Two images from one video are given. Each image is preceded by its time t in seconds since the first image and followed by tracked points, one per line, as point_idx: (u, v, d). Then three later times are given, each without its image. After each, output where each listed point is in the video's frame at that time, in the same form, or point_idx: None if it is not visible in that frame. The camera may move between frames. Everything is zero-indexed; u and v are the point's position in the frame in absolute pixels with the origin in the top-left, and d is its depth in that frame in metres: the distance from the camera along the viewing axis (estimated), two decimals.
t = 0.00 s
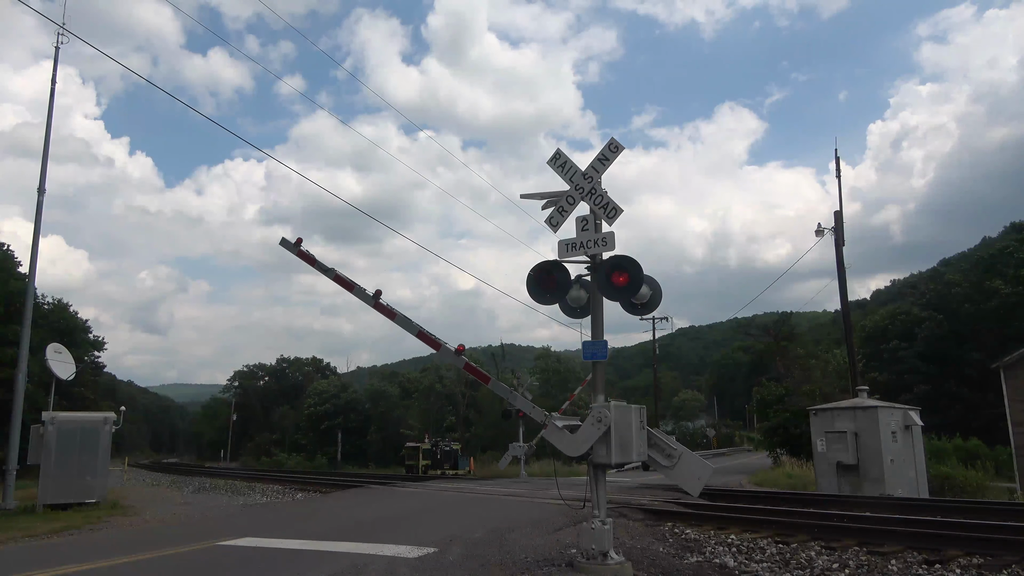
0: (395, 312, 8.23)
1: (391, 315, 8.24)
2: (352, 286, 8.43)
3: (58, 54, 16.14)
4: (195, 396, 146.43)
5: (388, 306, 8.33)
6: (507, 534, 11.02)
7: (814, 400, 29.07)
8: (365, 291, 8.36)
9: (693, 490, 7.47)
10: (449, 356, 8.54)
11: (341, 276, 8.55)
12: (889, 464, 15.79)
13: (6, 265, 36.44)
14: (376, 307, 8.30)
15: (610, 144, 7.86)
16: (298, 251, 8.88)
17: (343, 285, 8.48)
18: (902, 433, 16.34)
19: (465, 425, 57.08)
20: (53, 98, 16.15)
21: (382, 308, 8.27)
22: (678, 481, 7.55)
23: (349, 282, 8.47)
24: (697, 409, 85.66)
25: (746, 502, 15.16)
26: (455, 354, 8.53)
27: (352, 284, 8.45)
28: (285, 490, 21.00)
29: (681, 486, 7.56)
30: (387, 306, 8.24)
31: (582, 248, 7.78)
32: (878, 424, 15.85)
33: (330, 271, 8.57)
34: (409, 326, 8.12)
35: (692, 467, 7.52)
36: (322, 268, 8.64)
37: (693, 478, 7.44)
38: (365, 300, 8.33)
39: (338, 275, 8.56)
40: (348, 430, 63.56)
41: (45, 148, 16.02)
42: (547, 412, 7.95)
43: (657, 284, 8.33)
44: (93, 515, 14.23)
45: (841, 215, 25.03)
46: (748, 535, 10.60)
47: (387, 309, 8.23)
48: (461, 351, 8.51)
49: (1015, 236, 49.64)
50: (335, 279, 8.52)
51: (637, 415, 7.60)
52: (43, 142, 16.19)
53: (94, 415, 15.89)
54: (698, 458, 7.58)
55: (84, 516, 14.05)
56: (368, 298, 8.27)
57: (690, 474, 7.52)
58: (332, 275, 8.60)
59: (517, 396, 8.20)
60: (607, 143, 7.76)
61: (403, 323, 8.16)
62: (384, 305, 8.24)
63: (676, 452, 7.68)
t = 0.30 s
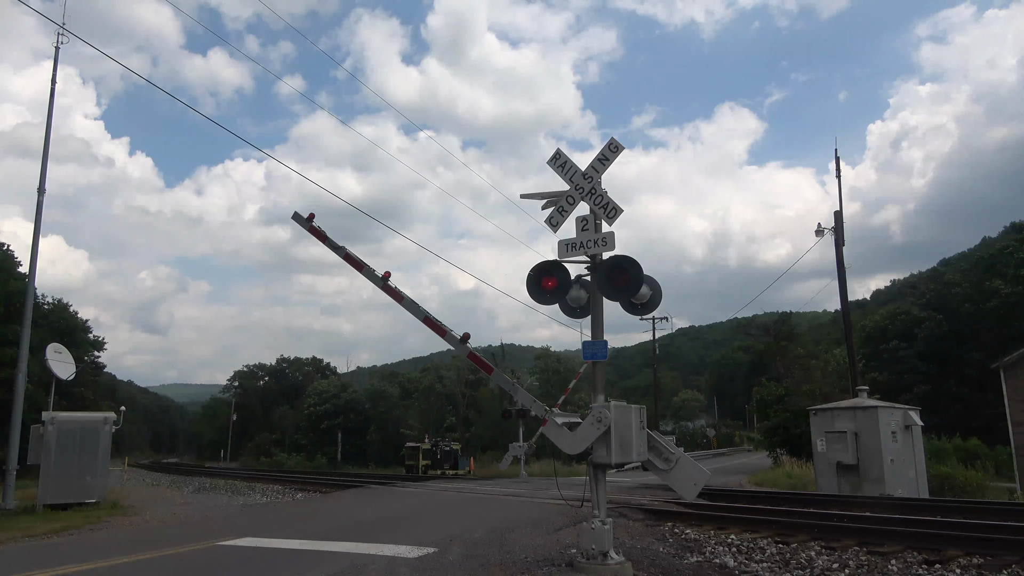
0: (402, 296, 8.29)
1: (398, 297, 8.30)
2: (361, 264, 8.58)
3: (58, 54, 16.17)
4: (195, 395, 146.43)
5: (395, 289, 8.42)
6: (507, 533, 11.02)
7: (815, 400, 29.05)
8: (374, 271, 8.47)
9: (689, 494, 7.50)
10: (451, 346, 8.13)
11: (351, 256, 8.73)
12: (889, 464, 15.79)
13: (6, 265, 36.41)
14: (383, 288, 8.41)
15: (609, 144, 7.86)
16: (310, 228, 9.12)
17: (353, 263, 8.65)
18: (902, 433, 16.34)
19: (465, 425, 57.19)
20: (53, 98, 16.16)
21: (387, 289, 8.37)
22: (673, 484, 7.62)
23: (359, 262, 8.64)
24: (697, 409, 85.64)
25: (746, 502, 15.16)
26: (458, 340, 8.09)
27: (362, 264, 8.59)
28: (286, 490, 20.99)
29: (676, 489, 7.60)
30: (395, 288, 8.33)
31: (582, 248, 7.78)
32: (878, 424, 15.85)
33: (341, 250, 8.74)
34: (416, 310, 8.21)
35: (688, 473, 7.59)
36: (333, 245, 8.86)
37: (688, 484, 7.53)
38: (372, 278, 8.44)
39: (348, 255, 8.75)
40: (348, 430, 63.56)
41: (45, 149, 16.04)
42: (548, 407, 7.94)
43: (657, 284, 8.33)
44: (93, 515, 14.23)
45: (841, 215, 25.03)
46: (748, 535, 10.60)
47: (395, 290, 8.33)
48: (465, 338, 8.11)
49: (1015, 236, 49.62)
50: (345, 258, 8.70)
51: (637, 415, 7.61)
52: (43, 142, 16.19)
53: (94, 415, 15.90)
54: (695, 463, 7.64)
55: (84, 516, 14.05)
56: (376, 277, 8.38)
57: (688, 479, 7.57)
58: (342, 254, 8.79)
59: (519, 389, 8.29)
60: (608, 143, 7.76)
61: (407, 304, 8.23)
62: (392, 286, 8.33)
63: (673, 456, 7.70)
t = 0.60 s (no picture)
0: (411, 279, 8.27)
1: (406, 281, 8.28)
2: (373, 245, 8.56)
3: (58, 54, 16.16)
4: (195, 396, 146.50)
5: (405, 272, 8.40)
6: (506, 534, 11.01)
7: (815, 400, 29.04)
8: (385, 253, 8.46)
9: (685, 498, 7.50)
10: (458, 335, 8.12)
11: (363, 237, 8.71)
12: (889, 464, 15.79)
13: (6, 265, 36.39)
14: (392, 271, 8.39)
15: (610, 144, 7.86)
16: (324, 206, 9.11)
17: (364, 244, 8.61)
18: (902, 433, 16.34)
19: (465, 425, 57.53)
20: (53, 98, 16.14)
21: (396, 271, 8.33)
22: (668, 487, 7.63)
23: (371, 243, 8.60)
24: (697, 409, 85.67)
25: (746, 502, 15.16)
26: (465, 330, 8.07)
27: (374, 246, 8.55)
28: (286, 490, 21.00)
29: (672, 492, 7.61)
30: (404, 273, 8.30)
31: (582, 248, 7.78)
32: (878, 424, 15.85)
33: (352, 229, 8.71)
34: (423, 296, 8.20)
35: (682, 479, 7.60)
36: (344, 224, 8.84)
37: (683, 490, 7.54)
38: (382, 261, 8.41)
39: (360, 235, 8.74)
40: (348, 430, 63.56)
41: (45, 149, 16.05)
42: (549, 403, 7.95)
43: (657, 285, 8.33)
44: (93, 515, 14.22)
45: (841, 215, 25.03)
46: (748, 535, 10.60)
47: (406, 274, 8.28)
48: (471, 328, 8.11)
49: (1015, 236, 49.63)
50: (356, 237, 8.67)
51: (637, 415, 7.61)
52: (43, 142, 16.18)
53: (94, 415, 15.89)
54: (691, 468, 7.64)
55: (84, 516, 14.04)
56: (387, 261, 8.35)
57: (684, 483, 7.57)
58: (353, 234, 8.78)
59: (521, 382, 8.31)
60: (608, 143, 7.76)
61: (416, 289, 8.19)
62: (401, 269, 8.30)
63: (670, 460, 7.69)
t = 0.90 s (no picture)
0: (420, 264, 8.26)
1: (416, 265, 8.27)
2: (384, 225, 8.52)
3: (58, 54, 16.18)
4: (195, 395, 146.57)
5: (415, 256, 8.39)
6: (506, 534, 11.02)
7: (815, 400, 29.05)
8: (396, 236, 8.44)
9: (679, 502, 7.52)
10: (463, 324, 8.13)
11: (375, 217, 8.65)
12: (889, 464, 15.79)
13: (5, 265, 36.38)
14: (402, 254, 8.37)
15: (610, 144, 7.86)
16: (338, 182, 8.99)
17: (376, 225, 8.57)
18: (902, 433, 16.34)
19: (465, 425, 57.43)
20: (53, 97, 16.16)
21: (405, 253, 8.32)
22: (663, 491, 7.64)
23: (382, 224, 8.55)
24: (697, 409, 85.68)
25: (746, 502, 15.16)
26: (470, 320, 8.07)
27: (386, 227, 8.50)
28: (286, 490, 21.00)
29: (667, 495, 7.62)
30: (415, 257, 8.28)
31: (582, 248, 7.78)
32: (878, 424, 15.85)
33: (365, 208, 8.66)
34: (432, 281, 8.19)
35: (677, 485, 7.61)
36: (358, 202, 8.77)
37: (678, 494, 7.55)
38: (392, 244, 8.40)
39: (373, 216, 8.68)
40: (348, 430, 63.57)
41: (45, 149, 16.05)
42: (549, 400, 7.98)
43: (657, 284, 8.33)
44: (93, 515, 14.22)
45: (841, 215, 25.03)
46: (748, 535, 10.61)
47: (415, 258, 8.26)
48: (477, 318, 8.11)
49: (1015, 236, 49.64)
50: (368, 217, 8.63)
51: (637, 415, 7.62)
52: (43, 142, 16.17)
53: (94, 415, 15.89)
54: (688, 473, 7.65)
55: (85, 516, 14.05)
56: (397, 242, 8.34)
57: (679, 488, 7.56)
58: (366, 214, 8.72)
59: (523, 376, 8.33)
60: (607, 143, 7.76)
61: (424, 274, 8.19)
62: (411, 252, 8.28)
63: (668, 463, 7.70)
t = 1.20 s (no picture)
0: (431, 250, 8.23)
1: (426, 251, 8.24)
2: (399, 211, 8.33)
3: (58, 55, 16.23)
4: (195, 395, 146.71)
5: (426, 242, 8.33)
6: (506, 533, 11.02)
7: (815, 400, 29.06)
8: (408, 220, 8.34)
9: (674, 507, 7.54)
10: (470, 313, 8.12)
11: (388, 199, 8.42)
12: (889, 464, 15.80)
13: (5, 265, 36.36)
14: (413, 239, 8.32)
15: (610, 144, 7.86)
16: (352, 160, 8.67)
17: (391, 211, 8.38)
18: (902, 433, 16.35)
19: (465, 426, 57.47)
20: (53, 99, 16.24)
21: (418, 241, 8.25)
22: (659, 493, 7.67)
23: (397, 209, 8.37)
24: (697, 409, 85.68)
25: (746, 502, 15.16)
26: (478, 310, 8.06)
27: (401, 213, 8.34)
28: (286, 490, 21.00)
29: (662, 499, 7.65)
30: (426, 244, 8.24)
31: (582, 248, 7.79)
32: (878, 424, 15.86)
33: (379, 188, 8.41)
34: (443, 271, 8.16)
35: (671, 490, 7.64)
36: (371, 182, 8.46)
37: (674, 497, 7.59)
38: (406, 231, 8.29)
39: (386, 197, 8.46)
40: (348, 430, 63.56)
41: (45, 149, 16.08)
42: (551, 396, 7.94)
43: (657, 284, 8.33)
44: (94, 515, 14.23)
45: (841, 215, 25.05)
46: (748, 535, 10.61)
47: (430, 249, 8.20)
48: (484, 308, 8.10)
49: (1015, 236, 49.65)
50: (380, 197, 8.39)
51: (637, 415, 7.63)
52: (43, 143, 16.22)
53: (94, 415, 15.90)
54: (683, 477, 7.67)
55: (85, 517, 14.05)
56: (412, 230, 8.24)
57: (676, 492, 7.60)
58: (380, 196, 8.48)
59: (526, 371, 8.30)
60: (608, 143, 7.76)
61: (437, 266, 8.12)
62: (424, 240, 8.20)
63: (665, 467, 7.71)
